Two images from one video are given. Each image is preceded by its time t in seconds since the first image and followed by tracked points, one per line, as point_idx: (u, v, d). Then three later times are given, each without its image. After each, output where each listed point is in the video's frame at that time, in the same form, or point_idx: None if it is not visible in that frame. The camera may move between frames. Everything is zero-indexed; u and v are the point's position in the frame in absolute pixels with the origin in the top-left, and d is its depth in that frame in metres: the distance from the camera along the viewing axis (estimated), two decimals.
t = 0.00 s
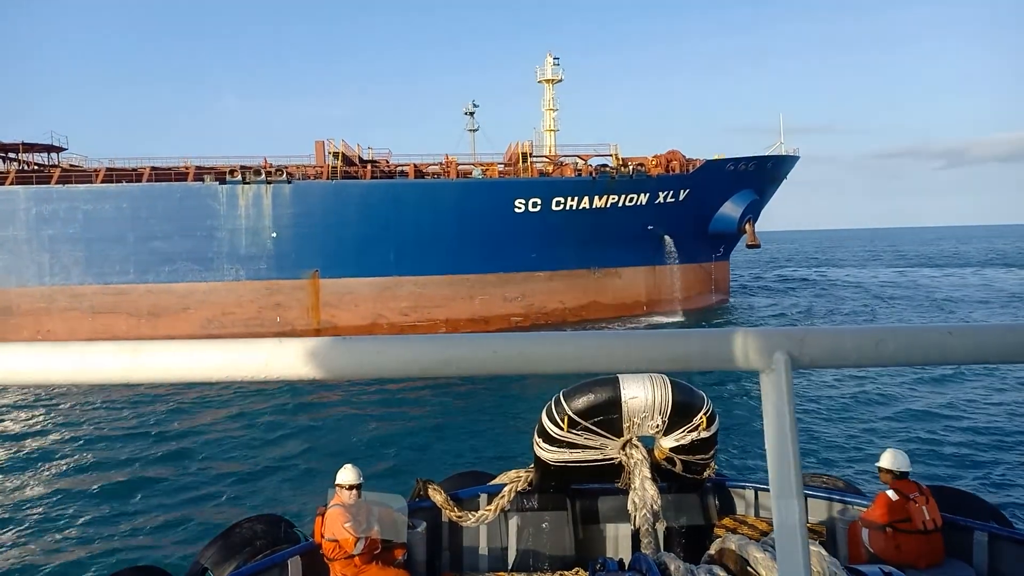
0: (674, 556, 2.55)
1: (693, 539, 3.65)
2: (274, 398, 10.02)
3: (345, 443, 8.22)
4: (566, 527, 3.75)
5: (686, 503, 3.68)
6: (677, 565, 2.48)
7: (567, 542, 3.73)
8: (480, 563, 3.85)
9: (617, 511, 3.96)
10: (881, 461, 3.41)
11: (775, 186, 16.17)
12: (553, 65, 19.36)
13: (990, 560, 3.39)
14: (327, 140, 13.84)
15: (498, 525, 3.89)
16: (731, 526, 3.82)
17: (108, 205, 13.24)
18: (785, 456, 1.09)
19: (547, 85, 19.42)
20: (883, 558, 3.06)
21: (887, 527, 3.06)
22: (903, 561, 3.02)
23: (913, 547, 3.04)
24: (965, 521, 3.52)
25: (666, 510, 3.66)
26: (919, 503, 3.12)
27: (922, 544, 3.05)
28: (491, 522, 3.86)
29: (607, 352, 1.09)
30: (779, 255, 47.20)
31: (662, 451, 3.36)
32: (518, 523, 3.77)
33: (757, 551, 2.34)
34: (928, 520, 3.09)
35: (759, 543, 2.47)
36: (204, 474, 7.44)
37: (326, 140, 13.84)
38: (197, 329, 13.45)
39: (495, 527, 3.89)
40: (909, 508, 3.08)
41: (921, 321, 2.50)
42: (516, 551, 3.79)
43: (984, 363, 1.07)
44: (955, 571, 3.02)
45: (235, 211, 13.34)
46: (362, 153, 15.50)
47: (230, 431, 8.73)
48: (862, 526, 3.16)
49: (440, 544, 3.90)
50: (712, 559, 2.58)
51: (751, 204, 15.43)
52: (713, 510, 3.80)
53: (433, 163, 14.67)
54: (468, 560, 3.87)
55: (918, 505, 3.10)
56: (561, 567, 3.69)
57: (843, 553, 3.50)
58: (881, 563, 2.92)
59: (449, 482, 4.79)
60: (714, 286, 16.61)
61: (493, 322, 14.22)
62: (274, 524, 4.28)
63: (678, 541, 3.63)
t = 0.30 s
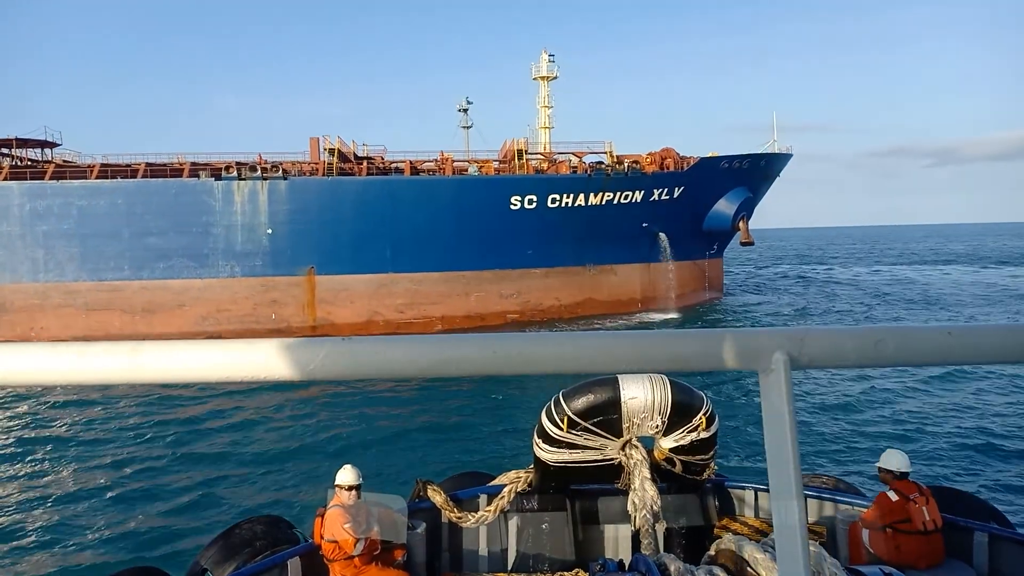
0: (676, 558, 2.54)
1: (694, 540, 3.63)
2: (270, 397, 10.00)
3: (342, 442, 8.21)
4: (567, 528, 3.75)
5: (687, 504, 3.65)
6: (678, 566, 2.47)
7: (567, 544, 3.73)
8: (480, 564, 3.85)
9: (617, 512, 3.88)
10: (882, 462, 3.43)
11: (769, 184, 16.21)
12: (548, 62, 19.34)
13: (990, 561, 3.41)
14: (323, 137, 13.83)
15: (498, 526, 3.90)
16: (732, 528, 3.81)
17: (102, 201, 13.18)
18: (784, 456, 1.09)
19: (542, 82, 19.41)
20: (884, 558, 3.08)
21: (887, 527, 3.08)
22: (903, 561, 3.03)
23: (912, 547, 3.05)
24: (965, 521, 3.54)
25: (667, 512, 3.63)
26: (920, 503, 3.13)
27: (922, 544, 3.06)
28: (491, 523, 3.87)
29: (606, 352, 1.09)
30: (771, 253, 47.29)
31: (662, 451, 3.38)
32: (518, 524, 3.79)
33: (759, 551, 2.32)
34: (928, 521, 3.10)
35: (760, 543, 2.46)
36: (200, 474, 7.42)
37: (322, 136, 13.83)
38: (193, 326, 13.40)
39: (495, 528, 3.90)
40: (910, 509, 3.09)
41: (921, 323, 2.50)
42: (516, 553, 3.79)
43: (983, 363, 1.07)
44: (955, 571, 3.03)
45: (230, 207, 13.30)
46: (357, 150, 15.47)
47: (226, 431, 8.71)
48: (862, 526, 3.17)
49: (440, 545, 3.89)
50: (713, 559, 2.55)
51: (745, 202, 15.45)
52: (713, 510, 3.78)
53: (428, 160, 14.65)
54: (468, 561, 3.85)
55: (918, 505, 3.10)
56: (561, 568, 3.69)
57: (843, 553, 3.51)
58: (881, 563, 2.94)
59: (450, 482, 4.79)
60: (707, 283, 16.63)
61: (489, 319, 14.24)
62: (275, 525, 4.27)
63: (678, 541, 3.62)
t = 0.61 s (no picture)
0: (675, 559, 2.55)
1: (693, 540, 3.62)
2: (265, 395, 9.98)
3: (338, 441, 8.21)
4: (567, 528, 3.72)
5: (686, 503, 3.65)
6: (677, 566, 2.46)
7: (567, 544, 3.69)
8: (480, 564, 3.85)
9: (618, 511, 3.88)
10: (882, 463, 3.46)
11: (764, 180, 16.24)
12: (544, 57, 19.30)
13: (989, 561, 3.42)
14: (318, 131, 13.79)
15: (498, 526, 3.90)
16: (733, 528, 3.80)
17: (97, 195, 13.11)
18: (784, 457, 1.09)
19: (538, 77, 19.38)
20: (884, 558, 3.09)
21: (886, 527, 3.10)
22: (903, 561, 3.05)
23: (912, 547, 3.06)
24: (965, 521, 3.56)
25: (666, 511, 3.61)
26: (919, 503, 3.15)
27: (921, 544, 3.08)
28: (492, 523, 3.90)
29: (610, 353, 1.09)
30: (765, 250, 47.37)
31: (662, 451, 3.37)
32: (518, 525, 3.74)
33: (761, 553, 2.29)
34: (928, 521, 3.11)
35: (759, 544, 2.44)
36: (196, 472, 7.42)
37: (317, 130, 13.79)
38: (188, 321, 13.36)
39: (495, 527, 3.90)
40: (909, 509, 3.11)
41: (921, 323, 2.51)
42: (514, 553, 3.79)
43: (985, 364, 1.07)
44: (955, 571, 3.04)
45: (226, 201, 13.26)
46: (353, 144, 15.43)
47: (222, 430, 8.69)
48: (862, 526, 3.19)
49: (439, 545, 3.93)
50: (712, 560, 2.52)
51: (740, 198, 15.47)
52: (713, 510, 3.77)
53: (424, 154, 14.63)
54: (468, 561, 3.86)
55: (918, 505, 3.12)
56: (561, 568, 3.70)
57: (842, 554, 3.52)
58: (881, 562, 2.95)
59: (451, 481, 4.79)
60: (702, 280, 16.63)
61: (485, 315, 14.20)
62: (274, 524, 4.25)
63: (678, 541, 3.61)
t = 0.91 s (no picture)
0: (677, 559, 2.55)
1: (693, 539, 3.62)
2: (260, 390, 9.97)
3: (334, 437, 8.22)
4: (567, 528, 3.75)
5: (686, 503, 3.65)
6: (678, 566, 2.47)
7: (568, 543, 3.73)
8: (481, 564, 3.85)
9: (618, 511, 3.88)
10: (882, 462, 3.47)
11: (759, 177, 16.24)
12: (540, 52, 19.26)
13: (990, 561, 3.44)
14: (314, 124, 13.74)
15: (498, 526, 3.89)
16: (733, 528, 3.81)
17: (92, 187, 13.04)
18: (785, 456, 1.09)
19: (534, 72, 19.34)
20: (885, 558, 3.11)
21: (887, 526, 3.12)
22: (903, 561, 3.06)
23: (912, 546, 3.08)
24: (966, 521, 3.57)
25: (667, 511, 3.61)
26: (920, 503, 3.16)
27: (922, 544, 3.09)
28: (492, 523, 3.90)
29: (612, 351, 1.09)
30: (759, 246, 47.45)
31: (662, 450, 3.38)
32: (519, 524, 3.77)
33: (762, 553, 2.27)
34: (928, 520, 3.13)
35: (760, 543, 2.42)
36: (193, 470, 7.41)
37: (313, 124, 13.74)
38: (183, 314, 13.32)
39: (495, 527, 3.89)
40: (910, 508, 3.12)
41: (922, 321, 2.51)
42: (515, 552, 3.79)
43: (983, 364, 1.08)
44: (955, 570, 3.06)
45: (222, 194, 13.21)
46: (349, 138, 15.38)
47: (218, 426, 8.68)
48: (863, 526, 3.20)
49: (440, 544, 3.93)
50: (713, 560, 2.53)
51: (735, 194, 15.47)
52: (714, 510, 3.77)
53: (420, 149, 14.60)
54: (468, 561, 3.86)
55: (917, 505, 3.13)
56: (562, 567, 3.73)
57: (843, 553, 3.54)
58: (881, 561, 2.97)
59: (450, 480, 4.79)
60: (697, 276, 16.65)
61: (481, 309, 14.20)
62: (274, 523, 4.24)
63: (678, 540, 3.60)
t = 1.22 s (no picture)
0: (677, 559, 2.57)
1: (693, 538, 3.60)
2: (255, 388, 9.96)
3: (330, 435, 8.23)
4: (567, 527, 3.76)
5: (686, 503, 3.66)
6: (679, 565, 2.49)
7: (568, 543, 3.74)
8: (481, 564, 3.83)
9: (619, 511, 3.89)
10: (882, 461, 3.48)
11: (754, 174, 16.25)
12: (536, 49, 19.22)
13: (991, 560, 3.46)
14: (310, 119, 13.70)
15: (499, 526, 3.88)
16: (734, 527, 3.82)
17: (86, 180, 12.97)
18: (784, 456, 1.09)
19: (529, 69, 19.31)
20: (885, 557, 3.13)
21: (887, 526, 3.13)
22: (903, 559, 3.09)
23: (913, 545, 3.10)
24: (966, 521, 3.59)
25: (667, 510, 3.62)
26: (920, 502, 3.17)
27: (922, 542, 3.11)
28: (493, 522, 3.89)
29: (612, 350, 1.09)
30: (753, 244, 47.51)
31: (663, 449, 3.39)
32: (519, 523, 3.78)
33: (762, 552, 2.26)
34: (928, 519, 3.13)
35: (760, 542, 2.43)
36: (189, 467, 7.40)
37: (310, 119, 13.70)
38: (178, 309, 13.28)
39: (496, 526, 3.88)
40: (910, 507, 3.13)
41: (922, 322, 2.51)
42: (516, 551, 3.78)
43: (985, 365, 1.08)
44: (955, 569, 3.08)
45: (217, 189, 13.16)
46: (344, 134, 15.33)
47: (213, 424, 8.66)
48: (863, 525, 3.22)
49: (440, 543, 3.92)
50: (713, 558, 2.55)
51: (730, 192, 15.47)
52: (714, 509, 3.78)
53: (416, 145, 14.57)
54: (468, 560, 3.84)
55: (918, 504, 3.15)
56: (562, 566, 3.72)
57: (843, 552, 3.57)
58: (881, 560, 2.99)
59: (450, 480, 4.78)
60: (691, 273, 16.66)
61: (477, 305, 14.21)
62: (274, 522, 4.23)
63: (679, 539, 3.58)
